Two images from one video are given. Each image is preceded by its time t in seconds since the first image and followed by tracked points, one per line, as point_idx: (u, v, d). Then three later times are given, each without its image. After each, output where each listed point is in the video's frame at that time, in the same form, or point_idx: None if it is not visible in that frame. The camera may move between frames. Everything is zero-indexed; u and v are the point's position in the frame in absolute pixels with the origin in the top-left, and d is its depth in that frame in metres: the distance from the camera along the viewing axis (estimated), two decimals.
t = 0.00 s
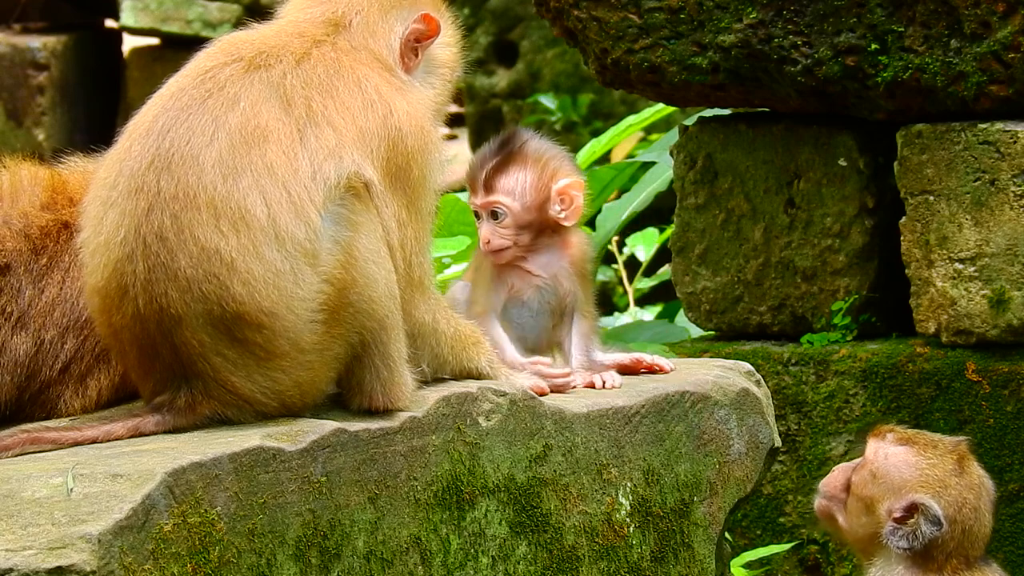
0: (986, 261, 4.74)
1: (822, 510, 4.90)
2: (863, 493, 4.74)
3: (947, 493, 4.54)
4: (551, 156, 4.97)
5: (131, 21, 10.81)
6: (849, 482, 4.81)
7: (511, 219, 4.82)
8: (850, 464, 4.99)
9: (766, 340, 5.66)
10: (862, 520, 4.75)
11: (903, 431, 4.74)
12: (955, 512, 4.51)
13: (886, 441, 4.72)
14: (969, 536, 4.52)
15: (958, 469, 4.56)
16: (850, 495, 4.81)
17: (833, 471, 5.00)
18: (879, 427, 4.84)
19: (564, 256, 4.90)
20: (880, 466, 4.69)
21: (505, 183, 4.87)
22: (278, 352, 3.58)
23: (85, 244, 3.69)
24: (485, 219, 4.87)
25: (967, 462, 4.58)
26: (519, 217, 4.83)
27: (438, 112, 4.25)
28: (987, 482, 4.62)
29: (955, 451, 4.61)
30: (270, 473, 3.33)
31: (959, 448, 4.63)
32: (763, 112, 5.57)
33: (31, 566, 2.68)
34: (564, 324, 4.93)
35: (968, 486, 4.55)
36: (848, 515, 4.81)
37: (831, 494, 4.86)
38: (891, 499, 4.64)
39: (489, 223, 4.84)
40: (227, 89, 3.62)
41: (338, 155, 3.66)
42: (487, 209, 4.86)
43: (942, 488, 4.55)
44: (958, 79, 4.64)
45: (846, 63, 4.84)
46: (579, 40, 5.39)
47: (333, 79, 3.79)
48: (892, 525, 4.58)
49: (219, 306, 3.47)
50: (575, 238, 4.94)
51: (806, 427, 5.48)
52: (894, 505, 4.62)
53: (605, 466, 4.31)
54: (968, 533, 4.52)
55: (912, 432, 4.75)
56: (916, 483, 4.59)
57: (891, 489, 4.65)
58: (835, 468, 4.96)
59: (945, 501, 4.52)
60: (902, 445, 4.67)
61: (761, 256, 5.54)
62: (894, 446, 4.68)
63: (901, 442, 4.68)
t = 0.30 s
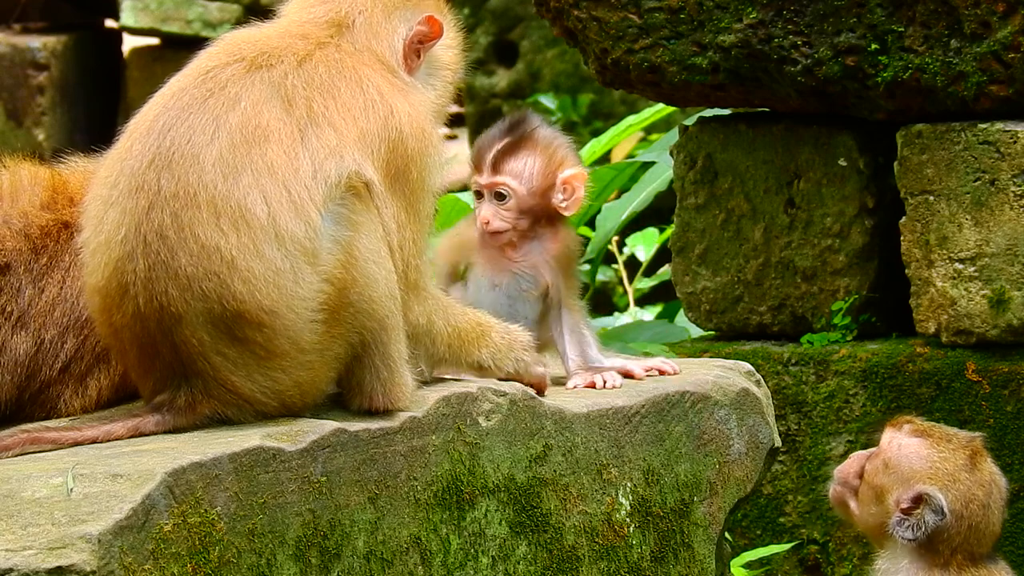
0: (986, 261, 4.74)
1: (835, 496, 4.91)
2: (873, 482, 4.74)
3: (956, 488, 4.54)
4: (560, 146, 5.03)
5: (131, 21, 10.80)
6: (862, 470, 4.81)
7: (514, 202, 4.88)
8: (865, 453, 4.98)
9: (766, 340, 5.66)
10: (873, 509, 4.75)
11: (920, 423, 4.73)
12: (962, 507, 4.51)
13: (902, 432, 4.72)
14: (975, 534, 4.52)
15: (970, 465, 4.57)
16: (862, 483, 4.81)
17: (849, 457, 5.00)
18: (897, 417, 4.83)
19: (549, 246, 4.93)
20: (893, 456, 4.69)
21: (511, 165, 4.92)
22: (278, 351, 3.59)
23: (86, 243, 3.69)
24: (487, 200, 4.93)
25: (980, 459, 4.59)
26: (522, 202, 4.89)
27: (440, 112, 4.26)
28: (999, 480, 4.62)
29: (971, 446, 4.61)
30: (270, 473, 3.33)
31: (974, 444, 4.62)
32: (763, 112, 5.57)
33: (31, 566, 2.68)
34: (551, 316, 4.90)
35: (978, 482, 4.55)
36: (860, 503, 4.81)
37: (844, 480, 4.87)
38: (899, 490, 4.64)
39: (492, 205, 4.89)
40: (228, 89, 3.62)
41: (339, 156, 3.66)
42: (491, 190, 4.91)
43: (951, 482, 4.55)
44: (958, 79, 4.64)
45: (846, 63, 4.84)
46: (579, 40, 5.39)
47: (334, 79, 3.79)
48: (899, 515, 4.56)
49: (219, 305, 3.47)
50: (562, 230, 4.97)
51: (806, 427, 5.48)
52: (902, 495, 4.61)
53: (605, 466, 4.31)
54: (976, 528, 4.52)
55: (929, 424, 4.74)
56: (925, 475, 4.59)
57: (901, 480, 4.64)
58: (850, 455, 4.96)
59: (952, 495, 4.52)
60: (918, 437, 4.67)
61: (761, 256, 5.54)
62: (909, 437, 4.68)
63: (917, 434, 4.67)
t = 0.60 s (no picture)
0: (986, 261, 4.74)
1: (833, 506, 4.91)
2: (870, 487, 4.75)
3: (955, 485, 4.54)
4: (554, 147, 5.04)
5: (131, 21, 10.78)
6: (857, 477, 4.82)
7: (511, 194, 4.86)
8: (858, 459, 4.99)
9: (766, 340, 5.66)
10: (870, 514, 4.76)
11: (910, 425, 4.75)
12: (962, 504, 4.51)
13: (894, 435, 4.73)
14: (976, 531, 4.52)
15: (966, 462, 4.57)
16: (859, 490, 4.81)
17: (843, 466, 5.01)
18: (886, 423, 4.84)
19: (537, 243, 4.88)
20: (887, 460, 4.70)
21: (509, 157, 4.89)
22: (278, 351, 3.58)
23: (87, 243, 3.69)
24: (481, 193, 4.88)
25: (975, 455, 4.59)
26: (518, 194, 4.87)
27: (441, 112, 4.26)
28: (996, 476, 4.62)
29: (964, 444, 4.62)
30: (270, 473, 3.33)
31: (967, 442, 4.64)
32: (763, 112, 5.57)
33: (31, 566, 2.68)
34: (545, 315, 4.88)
35: (976, 479, 4.56)
36: (857, 510, 4.82)
37: (840, 489, 4.87)
38: (898, 493, 4.65)
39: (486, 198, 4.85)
40: (231, 90, 3.62)
41: (341, 157, 3.65)
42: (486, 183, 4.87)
43: (949, 480, 4.55)
44: (958, 79, 4.64)
45: (846, 63, 4.84)
46: (579, 40, 5.39)
47: (337, 82, 3.78)
48: (900, 518, 4.55)
49: (220, 305, 3.47)
50: (550, 229, 4.92)
51: (806, 427, 5.48)
52: (902, 498, 4.61)
53: (605, 466, 4.31)
54: (977, 525, 4.52)
55: (920, 426, 4.75)
56: (923, 476, 4.59)
57: (898, 483, 4.65)
58: (844, 463, 4.97)
59: (952, 493, 4.52)
60: (909, 439, 4.68)
61: (761, 256, 5.54)
62: (901, 440, 4.69)
63: (909, 436, 4.69)
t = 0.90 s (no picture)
0: (986, 261, 4.74)
1: (831, 505, 4.91)
2: (870, 487, 4.75)
3: (955, 489, 4.53)
4: (546, 148, 4.99)
5: (131, 21, 10.77)
6: (856, 477, 4.82)
7: (507, 198, 4.79)
8: (856, 457, 4.98)
9: (766, 340, 5.67)
10: (869, 515, 4.76)
11: (909, 425, 4.75)
12: (963, 507, 4.51)
13: (893, 435, 4.73)
14: (976, 532, 4.52)
15: (966, 464, 4.57)
16: (859, 490, 4.81)
17: (840, 465, 5.01)
18: (886, 421, 4.84)
19: (529, 244, 4.84)
20: (887, 461, 4.70)
21: (504, 161, 4.81)
22: (279, 351, 3.59)
23: (87, 243, 3.69)
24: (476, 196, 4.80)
25: (974, 456, 4.60)
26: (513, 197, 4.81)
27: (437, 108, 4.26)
28: (995, 476, 4.62)
29: (963, 445, 4.62)
30: (270, 473, 3.33)
31: (967, 443, 4.64)
32: (763, 112, 5.57)
33: (31, 566, 2.68)
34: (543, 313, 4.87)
35: (976, 481, 4.56)
36: (856, 511, 4.83)
37: (839, 489, 4.88)
38: (898, 494, 4.64)
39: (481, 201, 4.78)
40: (232, 90, 3.61)
41: (341, 157, 3.65)
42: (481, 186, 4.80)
43: (949, 483, 4.54)
44: (958, 79, 4.64)
45: (846, 63, 4.84)
46: (579, 40, 5.39)
47: (338, 82, 3.77)
48: (899, 520, 4.56)
49: (221, 304, 3.47)
50: (544, 229, 4.87)
51: (806, 427, 5.48)
52: (902, 500, 4.61)
53: (605, 466, 4.31)
54: (978, 527, 4.52)
55: (919, 426, 4.75)
56: (923, 478, 4.59)
57: (898, 484, 4.65)
58: (842, 462, 4.97)
59: (952, 496, 4.52)
60: (909, 440, 4.68)
61: (761, 256, 5.54)
62: (901, 441, 4.69)
63: (909, 436, 4.69)
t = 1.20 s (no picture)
0: (986, 261, 4.74)
1: (830, 502, 4.90)
2: (870, 488, 4.75)
3: (957, 493, 4.53)
4: (559, 149, 5.03)
5: (131, 21, 10.76)
6: (857, 476, 4.81)
7: (523, 202, 4.82)
8: (857, 455, 4.98)
9: (766, 340, 5.67)
10: (870, 515, 4.76)
11: (912, 425, 4.73)
12: (964, 511, 4.51)
13: (894, 435, 4.72)
14: (977, 535, 4.53)
15: (969, 468, 4.57)
16: (859, 489, 4.81)
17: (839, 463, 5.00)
18: (888, 419, 4.84)
19: (540, 246, 4.89)
20: (889, 462, 4.70)
21: (521, 165, 4.84)
22: (279, 352, 3.59)
23: (86, 246, 3.69)
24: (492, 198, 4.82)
25: (977, 459, 4.59)
26: (527, 201, 4.85)
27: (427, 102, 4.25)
28: (996, 480, 4.62)
29: (965, 447, 4.61)
30: (270, 473, 3.33)
31: (969, 445, 4.63)
32: (763, 112, 5.57)
33: (31, 566, 2.68)
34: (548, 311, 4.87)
35: (978, 485, 4.56)
36: (856, 510, 4.82)
37: (839, 487, 4.87)
38: (900, 495, 4.64)
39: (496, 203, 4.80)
40: (224, 92, 3.60)
41: (337, 156, 3.64)
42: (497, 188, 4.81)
43: (951, 488, 4.54)
44: (958, 79, 4.64)
45: (846, 63, 4.84)
46: (579, 40, 5.39)
47: (329, 81, 3.75)
48: (900, 521, 4.59)
49: (220, 307, 3.47)
50: (555, 227, 4.94)
51: (806, 427, 5.48)
52: (902, 501, 4.63)
53: (605, 466, 4.31)
54: (978, 531, 4.53)
55: (922, 426, 4.74)
56: (925, 481, 4.59)
57: (900, 486, 4.65)
58: (841, 460, 4.96)
59: (954, 500, 4.51)
60: (912, 441, 4.67)
61: (761, 256, 5.54)
62: (903, 441, 4.68)
63: (911, 437, 4.68)
